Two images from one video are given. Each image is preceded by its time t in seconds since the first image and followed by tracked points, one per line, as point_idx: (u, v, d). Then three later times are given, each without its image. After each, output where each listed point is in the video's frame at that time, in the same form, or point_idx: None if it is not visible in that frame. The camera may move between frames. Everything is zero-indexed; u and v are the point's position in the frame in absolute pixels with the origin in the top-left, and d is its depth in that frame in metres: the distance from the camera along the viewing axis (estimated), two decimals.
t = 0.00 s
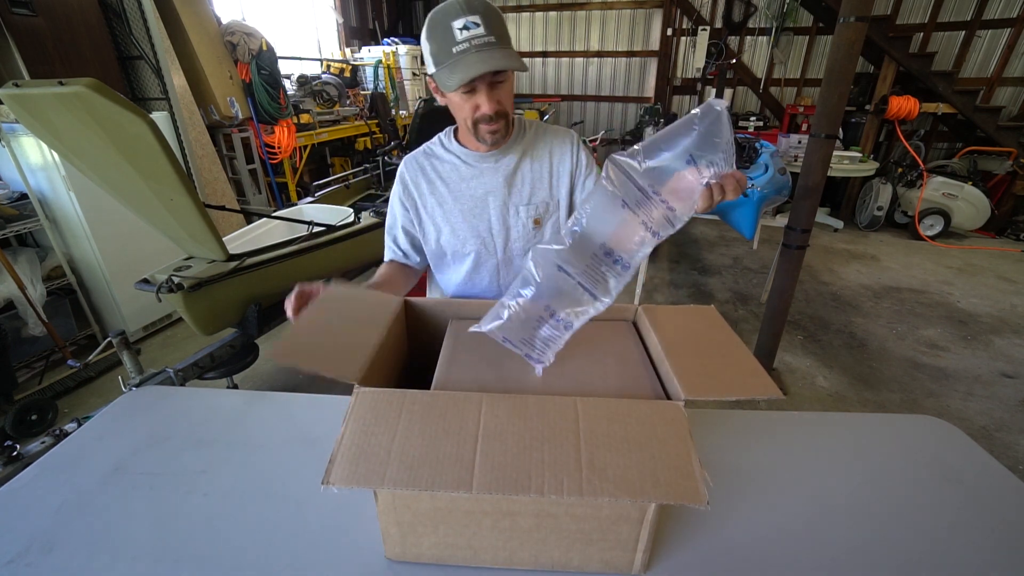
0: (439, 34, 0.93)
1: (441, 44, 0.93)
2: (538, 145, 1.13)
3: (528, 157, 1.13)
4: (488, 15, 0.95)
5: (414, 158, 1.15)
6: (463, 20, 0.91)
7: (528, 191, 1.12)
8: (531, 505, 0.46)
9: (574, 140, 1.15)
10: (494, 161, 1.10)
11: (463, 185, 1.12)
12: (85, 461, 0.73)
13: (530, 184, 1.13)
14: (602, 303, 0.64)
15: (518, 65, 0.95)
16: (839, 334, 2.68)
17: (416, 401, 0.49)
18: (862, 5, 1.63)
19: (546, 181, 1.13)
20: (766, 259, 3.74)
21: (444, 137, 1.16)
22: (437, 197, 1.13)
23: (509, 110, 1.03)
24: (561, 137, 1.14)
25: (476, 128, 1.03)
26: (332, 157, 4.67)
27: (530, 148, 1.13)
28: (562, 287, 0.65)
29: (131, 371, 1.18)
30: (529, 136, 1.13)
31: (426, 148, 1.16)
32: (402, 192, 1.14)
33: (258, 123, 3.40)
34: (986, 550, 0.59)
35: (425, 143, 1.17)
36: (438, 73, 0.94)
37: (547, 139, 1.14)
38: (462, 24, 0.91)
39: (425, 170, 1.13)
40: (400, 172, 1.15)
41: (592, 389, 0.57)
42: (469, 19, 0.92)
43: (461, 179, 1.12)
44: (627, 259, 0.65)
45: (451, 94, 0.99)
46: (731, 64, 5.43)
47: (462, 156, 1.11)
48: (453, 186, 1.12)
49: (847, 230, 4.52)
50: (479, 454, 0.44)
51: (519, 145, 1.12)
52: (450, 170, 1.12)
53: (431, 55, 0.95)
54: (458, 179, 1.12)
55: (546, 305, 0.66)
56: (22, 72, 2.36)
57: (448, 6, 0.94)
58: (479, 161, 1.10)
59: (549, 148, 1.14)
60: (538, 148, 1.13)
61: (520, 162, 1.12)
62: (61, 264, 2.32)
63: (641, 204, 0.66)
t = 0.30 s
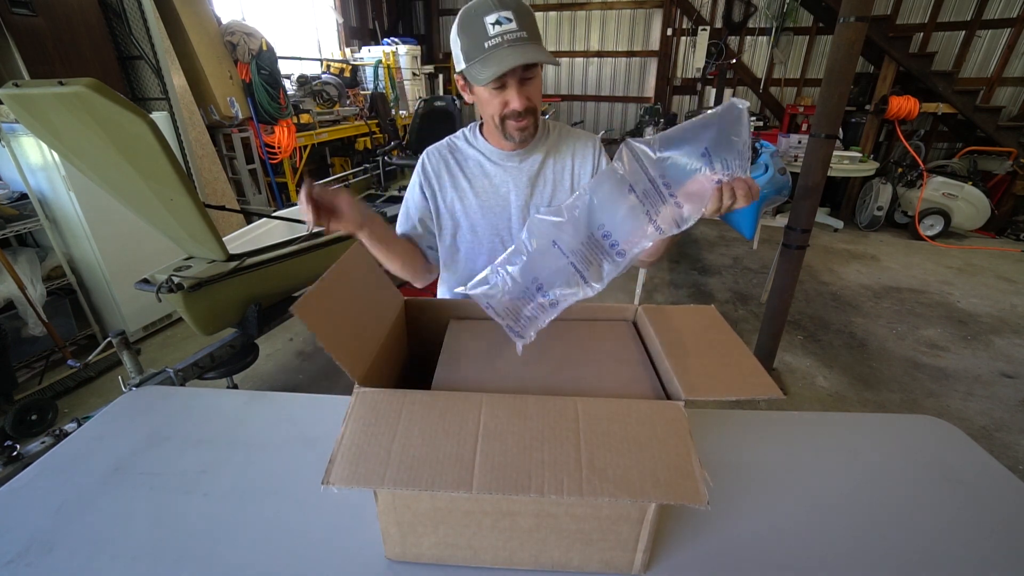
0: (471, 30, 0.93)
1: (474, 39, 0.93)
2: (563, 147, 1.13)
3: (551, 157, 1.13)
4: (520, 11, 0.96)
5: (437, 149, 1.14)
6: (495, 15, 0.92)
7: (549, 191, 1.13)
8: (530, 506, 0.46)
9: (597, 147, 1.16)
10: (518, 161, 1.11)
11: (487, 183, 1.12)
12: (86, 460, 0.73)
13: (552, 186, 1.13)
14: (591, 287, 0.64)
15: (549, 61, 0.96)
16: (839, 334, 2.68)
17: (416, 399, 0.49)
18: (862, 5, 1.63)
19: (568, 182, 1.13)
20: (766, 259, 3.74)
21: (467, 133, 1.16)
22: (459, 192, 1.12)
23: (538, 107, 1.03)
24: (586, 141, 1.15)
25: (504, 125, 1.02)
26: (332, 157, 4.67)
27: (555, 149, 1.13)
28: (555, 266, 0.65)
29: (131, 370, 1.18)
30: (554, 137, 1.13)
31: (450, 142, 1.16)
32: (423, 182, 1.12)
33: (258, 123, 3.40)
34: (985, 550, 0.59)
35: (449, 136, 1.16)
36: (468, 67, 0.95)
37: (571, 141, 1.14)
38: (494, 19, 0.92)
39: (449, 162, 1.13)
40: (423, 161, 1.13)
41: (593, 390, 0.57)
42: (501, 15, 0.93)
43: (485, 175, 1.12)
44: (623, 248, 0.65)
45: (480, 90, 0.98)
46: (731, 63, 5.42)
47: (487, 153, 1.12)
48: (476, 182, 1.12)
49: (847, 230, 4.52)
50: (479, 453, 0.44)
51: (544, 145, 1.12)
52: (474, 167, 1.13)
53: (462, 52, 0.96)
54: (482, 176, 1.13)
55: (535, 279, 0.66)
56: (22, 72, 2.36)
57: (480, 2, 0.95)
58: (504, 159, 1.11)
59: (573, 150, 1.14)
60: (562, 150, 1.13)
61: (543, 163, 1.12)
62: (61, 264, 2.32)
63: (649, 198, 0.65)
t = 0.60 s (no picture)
0: (483, 32, 0.93)
1: (487, 41, 0.93)
2: (575, 147, 1.14)
3: (563, 158, 1.13)
4: (530, 11, 0.96)
5: (453, 141, 1.13)
6: (507, 16, 0.93)
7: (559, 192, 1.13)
8: (530, 506, 0.46)
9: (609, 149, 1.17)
10: (530, 160, 1.11)
11: (499, 180, 1.12)
12: (86, 461, 0.73)
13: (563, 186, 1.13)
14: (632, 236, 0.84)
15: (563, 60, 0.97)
16: (840, 334, 2.68)
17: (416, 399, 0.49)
18: (862, 5, 1.63)
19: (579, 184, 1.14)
20: (766, 259, 3.74)
21: (483, 126, 1.15)
22: (472, 186, 1.11)
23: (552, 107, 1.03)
24: (598, 143, 1.15)
25: (518, 126, 1.02)
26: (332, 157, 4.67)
27: (567, 148, 1.13)
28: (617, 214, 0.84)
29: (131, 371, 1.18)
30: (566, 137, 1.14)
31: (466, 133, 1.15)
32: (436, 172, 1.09)
33: (258, 123, 3.40)
34: (984, 548, 0.59)
35: (466, 128, 1.15)
36: (482, 70, 0.94)
37: (584, 142, 1.15)
38: (507, 20, 0.92)
39: (464, 155, 1.11)
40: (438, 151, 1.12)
41: (593, 389, 0.57)
42: (513, 15, 0.93)
43: (498, 172, 1.12)
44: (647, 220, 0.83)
45: (494, 92, 0.98)
46: (731, 63, 5.41)
47: (500, 150, 1.11)
48: (489, 178, 1.12)
49: (847, 230, 4.51)
50: (479, 453, 0.44)
51: (557, 145, 1.12)
52: (488, 162, 1.12)
53: (473, 54, 0.95)
54: (494, 172, 1.12)
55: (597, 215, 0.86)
56: (22, 71, 2.36)
57: (488, 4, 0.95)
58: (516, 158, 1.10)
59: (585, 152, 1.14)
60: (574, 150, 1.14)
61: (555, 163, 1.12)
62: (61, 264, 2.32)
63: (662, 221, 0.81)
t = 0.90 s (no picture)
0: (493, 48, 0.85)
1: (493, 60, 0.86)
2: (596, 152, 1.06)
3: (584, 164, 1.06)
4: (552, 34, 0.82)
5: (471, 142, 1.09)
6: (516, 42, 0.82)
7: (577, 200, 1.07)
8: (530, 506, 0.46)
9: (635, 155, 1.08)
10: (547, 166, 1.04)
11: (514, 185, 1.07)
12: (85, 460, 0.73)
13: (580, 194, 1.06)
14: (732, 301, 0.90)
15: (567, 105, 0.87)
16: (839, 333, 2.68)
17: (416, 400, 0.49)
18: (862, 5, 1.63)
19: (599, 192, 1.07)
20: (766, 259, 3.74)
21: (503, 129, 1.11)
22: (486, 190, 1.07)
23: (557, 133, 0.96)
24: (623, 150, 1.07)
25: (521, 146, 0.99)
26: (332, 157, 4.67)
27: (587, 153, 1.06)
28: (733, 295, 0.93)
29: (131, 370, 1.18)
30: (588, 141, 1.06)
31: (485, 135, 1.10)
32: (449, 173, 1.07)
33: (258, 123, 3.40)
34: (985, 547, 0.59)
35: (485, 129, 1.11)
36: (485, 87, 0.90)
37: (607, 147, 1.06)
38: (514, 46, 0.82)
39: (479, 158, 1.07)
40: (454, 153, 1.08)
41: (593, 390, 0.57)
42: (523, 42, 0.82)
43: (513, 177, 1.07)
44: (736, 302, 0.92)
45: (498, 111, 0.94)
46: (731, 63, 5.42)
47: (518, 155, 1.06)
48: (503, 183, 1.07)
49: (847, 230, 4.52)
50: (479, 453, 0.44)
51: (578, 150, 1.05)
52: (504, 165, 1.07)
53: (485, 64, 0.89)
54: (510, 176, 1.07)
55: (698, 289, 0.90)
56: (22, 72, 2.36)
57: (512, 14, 0.82)
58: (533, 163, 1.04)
59: (607, 157, 1.06)
60: (597, 156, 1.06)
61: (574, 169, 1.05)
62: (61, 264, 2.32)
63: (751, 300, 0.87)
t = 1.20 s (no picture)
0: (502, 51, 0.85)
1: (501, 63, 0.86)
2: (607, 162, 1.04)
3: (592, 174, 1.04)
4: (562, 46, 0.81)
5: (479, 144, 1.07)
6: (524, 48, 0.81)
7: (584, 209, 1.05)
8: (530, 505, 0.46)
9: (645, 167, 1.05)
10: (554, 174, 1.03)
11: (520, 189, 1.05)
12: (86, 460, 0.73)
13: (587, 203, 1.04)
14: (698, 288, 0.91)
15: (563, 120, 0.84)
16: (839, 333, 2.68)
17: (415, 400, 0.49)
18: (862, 5, 1.63)
19: (606, 201, 1.05)
20: (766, 259, 3.74)
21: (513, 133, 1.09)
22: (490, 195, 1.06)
23: (558, 144, 0.97)
24: (633, 161, 1.04)
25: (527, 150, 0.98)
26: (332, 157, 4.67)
27: (597, 162, 1.04)
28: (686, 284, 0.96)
29: (131, 371, 1.18)
30: (599, 151, 1.04)
31: (494, 138, 1.09)
32: (455, 173, 1.07)
33: (258, 123, 3.40)
34: (985, 547, 0.60)
35: (495, 132, 1.10)
36: (491, 89, 0.90)
37: (618, 158, 1.04)
38: (521, 52, 0.82)
39: (486, 161, 1.06)
40: (461, 156, 1.08)
41: (594, 390, 0.57)
42: (530, 49, 0.81)
43: (520, 182, 1.05)
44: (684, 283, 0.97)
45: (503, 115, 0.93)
46: (731, 63, 5.42)
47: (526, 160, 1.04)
48: (509, 188, 1.05)
49: (847, 230, 4.52)
50: (479, 453, 0.44)
51: (586, 159, 1.03)
52: (511, 170, 1.06)
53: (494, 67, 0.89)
54: (517, 181, 1.05)
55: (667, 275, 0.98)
56: (22, 72, 2.36)
57: (527, 20, 0.82)
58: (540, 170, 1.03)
59: (617, 169, 1.04)
60: (606, 166, 1.04)
61: (582, 178, 1.03)
62: (61, 264, 2.32)
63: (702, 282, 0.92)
